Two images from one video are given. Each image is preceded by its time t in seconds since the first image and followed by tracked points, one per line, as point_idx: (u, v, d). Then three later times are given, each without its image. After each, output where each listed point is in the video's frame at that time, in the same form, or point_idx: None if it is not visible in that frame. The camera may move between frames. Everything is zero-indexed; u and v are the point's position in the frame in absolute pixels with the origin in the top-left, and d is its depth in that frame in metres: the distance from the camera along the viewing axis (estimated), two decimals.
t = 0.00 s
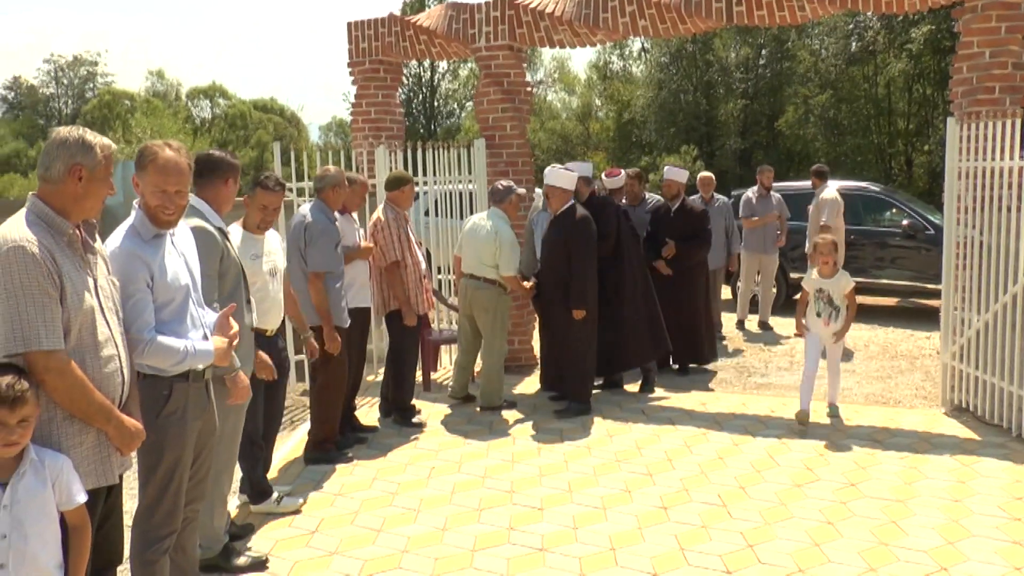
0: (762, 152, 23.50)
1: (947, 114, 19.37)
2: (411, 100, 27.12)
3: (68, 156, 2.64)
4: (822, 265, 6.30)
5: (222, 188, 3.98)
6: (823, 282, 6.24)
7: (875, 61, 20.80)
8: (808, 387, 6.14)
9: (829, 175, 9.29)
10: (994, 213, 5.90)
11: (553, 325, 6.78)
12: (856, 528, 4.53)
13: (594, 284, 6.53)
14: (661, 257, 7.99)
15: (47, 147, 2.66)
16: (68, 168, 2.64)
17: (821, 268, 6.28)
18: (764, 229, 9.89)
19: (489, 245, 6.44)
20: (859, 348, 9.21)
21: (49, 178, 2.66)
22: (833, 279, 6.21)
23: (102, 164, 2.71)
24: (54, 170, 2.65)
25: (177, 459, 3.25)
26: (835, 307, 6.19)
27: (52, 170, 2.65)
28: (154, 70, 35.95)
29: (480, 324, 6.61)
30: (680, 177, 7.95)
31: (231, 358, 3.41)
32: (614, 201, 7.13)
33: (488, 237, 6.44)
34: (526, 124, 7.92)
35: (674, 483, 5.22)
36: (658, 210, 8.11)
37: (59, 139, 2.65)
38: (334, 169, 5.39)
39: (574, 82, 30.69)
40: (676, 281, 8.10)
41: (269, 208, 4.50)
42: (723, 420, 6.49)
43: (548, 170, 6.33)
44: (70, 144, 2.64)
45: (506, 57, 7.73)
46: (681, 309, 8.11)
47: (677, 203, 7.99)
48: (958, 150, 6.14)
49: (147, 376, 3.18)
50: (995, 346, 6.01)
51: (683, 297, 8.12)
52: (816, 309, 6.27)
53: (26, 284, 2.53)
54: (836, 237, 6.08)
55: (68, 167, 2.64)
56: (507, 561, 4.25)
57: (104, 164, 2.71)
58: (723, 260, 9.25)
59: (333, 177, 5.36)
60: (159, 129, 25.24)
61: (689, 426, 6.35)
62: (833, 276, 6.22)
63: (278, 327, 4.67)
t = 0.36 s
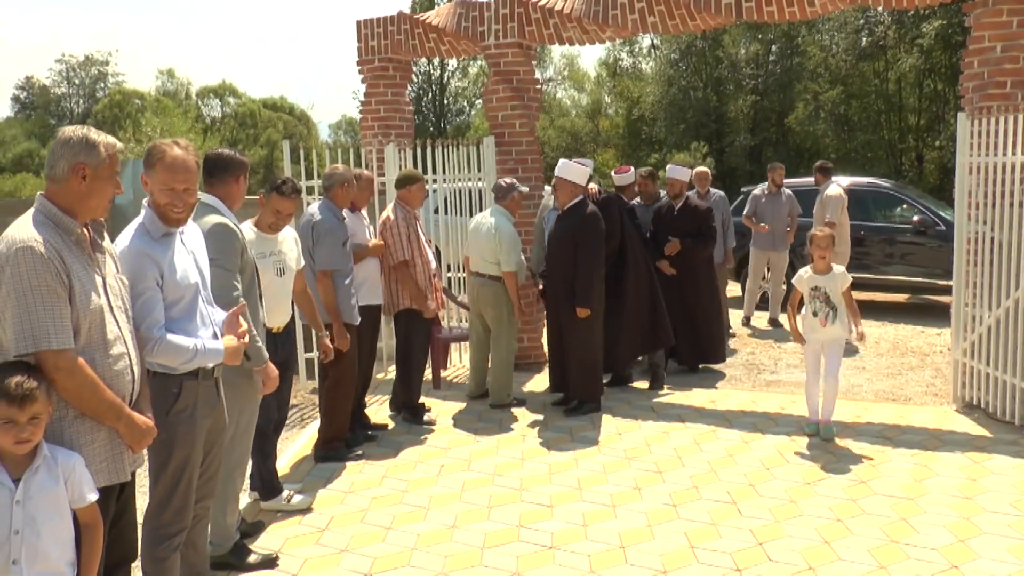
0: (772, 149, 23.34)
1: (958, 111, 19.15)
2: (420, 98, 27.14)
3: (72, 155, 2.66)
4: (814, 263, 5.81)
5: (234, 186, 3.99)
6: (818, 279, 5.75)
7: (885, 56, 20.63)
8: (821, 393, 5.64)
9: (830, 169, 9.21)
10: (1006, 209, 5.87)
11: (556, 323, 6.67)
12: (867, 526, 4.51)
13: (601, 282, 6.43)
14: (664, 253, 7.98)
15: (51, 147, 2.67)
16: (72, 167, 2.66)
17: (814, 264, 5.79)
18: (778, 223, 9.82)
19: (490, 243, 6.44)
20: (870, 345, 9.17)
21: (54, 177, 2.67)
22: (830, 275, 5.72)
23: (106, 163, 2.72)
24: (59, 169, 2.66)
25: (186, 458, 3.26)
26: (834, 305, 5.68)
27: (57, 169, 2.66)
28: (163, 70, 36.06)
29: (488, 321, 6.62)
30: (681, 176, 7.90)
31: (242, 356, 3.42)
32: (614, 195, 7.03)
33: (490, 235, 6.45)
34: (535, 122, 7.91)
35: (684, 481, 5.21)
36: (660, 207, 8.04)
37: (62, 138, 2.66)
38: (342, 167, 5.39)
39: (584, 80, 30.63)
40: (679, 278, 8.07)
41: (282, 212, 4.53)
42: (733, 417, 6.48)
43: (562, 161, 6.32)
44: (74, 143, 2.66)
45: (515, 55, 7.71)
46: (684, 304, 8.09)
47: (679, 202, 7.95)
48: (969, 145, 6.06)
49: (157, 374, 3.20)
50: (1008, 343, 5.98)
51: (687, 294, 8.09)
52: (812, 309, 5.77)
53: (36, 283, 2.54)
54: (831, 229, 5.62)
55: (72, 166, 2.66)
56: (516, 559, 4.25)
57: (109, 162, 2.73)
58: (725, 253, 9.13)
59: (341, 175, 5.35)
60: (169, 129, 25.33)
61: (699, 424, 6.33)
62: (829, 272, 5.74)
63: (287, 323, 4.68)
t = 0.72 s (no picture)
0: (777, 149, 23.42)
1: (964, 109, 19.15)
2: (425, 98, 27.17)
3: (74, 156, 2.67)
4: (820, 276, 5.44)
5: (239, 189, 4.03)
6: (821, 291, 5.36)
7: (890, 56, 20.60)
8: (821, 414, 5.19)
9: (830, 169, 9.16)
10: (1012, 208, 5.87)
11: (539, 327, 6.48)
12: (872, 525, 4.50)
13: (592, 286, 6.29)
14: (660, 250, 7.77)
15: (54, 148, 2.68)
16: (75, 167, 2.67)
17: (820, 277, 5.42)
18: (774, 224, 9.82)
19: (485, 241, 6.55)
20: (875, 344, 9.16)
21: (57, 178, 2.69)
22: (835, 288, 5.34)
23: (109, 163, 2.74)
24: (62, 170, 2.68)
25: (192, 458, 3.27)
26: (837, 319, 5.28)
27: (60, 170, 2.68)
28: (168, 70, 36.13)
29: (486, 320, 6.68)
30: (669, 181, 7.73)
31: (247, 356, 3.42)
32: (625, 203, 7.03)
33: (484, 234, 6.54)
34: (540, 122, 7.93)
35: (689, 480, 5.21)
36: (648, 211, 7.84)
37: (65, 139, 2.67)
38: (345, 167, 5.39)
39: (589, 79, 30.64)
40: (672, 278, 7.86)
41: (287, 207, 4.58)
42: (738, 416, 6.48)
43: (556, 163, 6.19)
44: (77, 143, 2.67)
45: (520, 55, 7.71)
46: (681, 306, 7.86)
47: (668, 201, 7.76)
48: (974, 144, 6.06)
49: (162, 374, 3.21)
50: (1013, 342, 5.98)
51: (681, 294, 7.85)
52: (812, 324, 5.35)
53: (42, 284, 2.56)
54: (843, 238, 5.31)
55: (76, 166, 2.67)
56: (521, 558, 4.25)
57: (111, 163, 2.74)
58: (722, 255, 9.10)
59: (344, 175, 5.36)
60: (175, 130, 25.40)
61: (704, 423, 6.33)
62: (834, 285, 5.37)
63: (291, 323, 4.69)
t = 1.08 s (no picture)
0: (786, 149, 23.32)
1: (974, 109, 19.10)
2: (434, 98, 27.19)
3: (97, 158, 2.69)
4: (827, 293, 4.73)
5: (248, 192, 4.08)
6: (831, 313, 4.65)
7: (900, 55, 20.53)
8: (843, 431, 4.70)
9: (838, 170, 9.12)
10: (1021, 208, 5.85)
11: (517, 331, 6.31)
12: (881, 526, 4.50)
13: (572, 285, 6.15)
14: (669, 244, 7.56)
15: (76, 148, 2.70)
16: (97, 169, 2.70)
17: (825, 295, 4.71)
18: (773, 224, 9.79)
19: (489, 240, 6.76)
20: (885, 345, 9.14)
21: (78, 178, 2.70)
22: (846, 307, 4.65)
23: (127, 166, 2.77)
24: (83, 171, 2.70)
25: (203, 456, 3.29)
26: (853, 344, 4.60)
27: (82, 170, 2.70)
28: (178, 71, 36.25)
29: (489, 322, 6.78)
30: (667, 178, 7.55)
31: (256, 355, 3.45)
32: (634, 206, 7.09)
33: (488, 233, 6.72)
34: (548, 122, 7.95)
35: (697, 480, 5.22)
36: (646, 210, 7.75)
37: (88, 141, 2.70)
38: (356, 167, 5.42)
39: (597, 80, 30.64)
40: (678, 272, 7.60)
41: (286, 195, 4.61)
42: (746, 417, 6.48)
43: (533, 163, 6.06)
44: (100, 146, 2.70)
45: (529, 56, 7.73)
46: (689, 302, 7.58)
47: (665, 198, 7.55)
48: (985, 144, 6.04)
49: (173, 374, 3.23)
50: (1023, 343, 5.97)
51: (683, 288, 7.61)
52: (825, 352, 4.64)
53: (65, 283, 2.58)
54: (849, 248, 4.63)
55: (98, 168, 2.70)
56: (530, 558, 4.26)
57: (130, 165, 2.78)
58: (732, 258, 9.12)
59: (355, 175, 5.39)
60: (185, 130, 25.48)
61: (712, 423, 6.34)
62: (844, 304, 4.67)
63: (298, 321, 4.73)
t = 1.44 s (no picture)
0: (791, 150, 23.22)
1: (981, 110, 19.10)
2: (440, 98, 27.22)
3: (129, 161, 2.73)
4: (838, 310, 4.23)
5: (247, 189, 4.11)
6: (850, 330, 4.17)
7: (906, 56, 20.52)
8: (860, 481, 3.92)
9: (851, 172, 9.19)
10: None
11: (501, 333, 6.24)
12: (885, 526, 4.50)
13: (555, 286, 6.08)
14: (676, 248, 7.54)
15: (104, 149, 2.72)
16: (128, 172, 2.74)
17: (838, 311, 4.23)
18: (770, 223, 9.78)
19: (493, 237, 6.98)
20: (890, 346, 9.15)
21: (105, 178, 2.73)
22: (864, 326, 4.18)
23: (153, 170, 2.82)
24: (113, 172, 2.72)
25: (210, 454, 3.31)
26: (873, 366, 4.14)
27: (111, 171, 2.72)
28: (184, 70, 36.34)
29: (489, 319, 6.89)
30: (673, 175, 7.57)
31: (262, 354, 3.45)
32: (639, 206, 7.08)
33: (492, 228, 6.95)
34: (554, 122, 7.97)
35: (701, 480, 5.22)
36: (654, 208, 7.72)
37: (118, 143, 2.73)
38: (363, 166, 5.43)
39: (603, 80, 30.66)
40: (682, 272, 7.58)
41: (282, 194, 4.61)
42: (751, 417, 6.49)
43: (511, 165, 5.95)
44: (132, 150, 2.74)
45: (535, 56, 7.74)
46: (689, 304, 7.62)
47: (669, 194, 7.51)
48: (991, 146, 6.04)
49: (179, 371, 3.24)
50: None
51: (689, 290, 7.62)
52: (843, 373, 4.13)
53: (98, 281, 2.61)
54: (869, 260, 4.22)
55: (128, 171, 2.74)
56: (535, 557, 4.27)
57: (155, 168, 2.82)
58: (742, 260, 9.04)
59: (361, 175, 5.40)
60: (191, 129, 25.53)
61: (717, 424, 6.34)
62: (861, 322, 4.20)
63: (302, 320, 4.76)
